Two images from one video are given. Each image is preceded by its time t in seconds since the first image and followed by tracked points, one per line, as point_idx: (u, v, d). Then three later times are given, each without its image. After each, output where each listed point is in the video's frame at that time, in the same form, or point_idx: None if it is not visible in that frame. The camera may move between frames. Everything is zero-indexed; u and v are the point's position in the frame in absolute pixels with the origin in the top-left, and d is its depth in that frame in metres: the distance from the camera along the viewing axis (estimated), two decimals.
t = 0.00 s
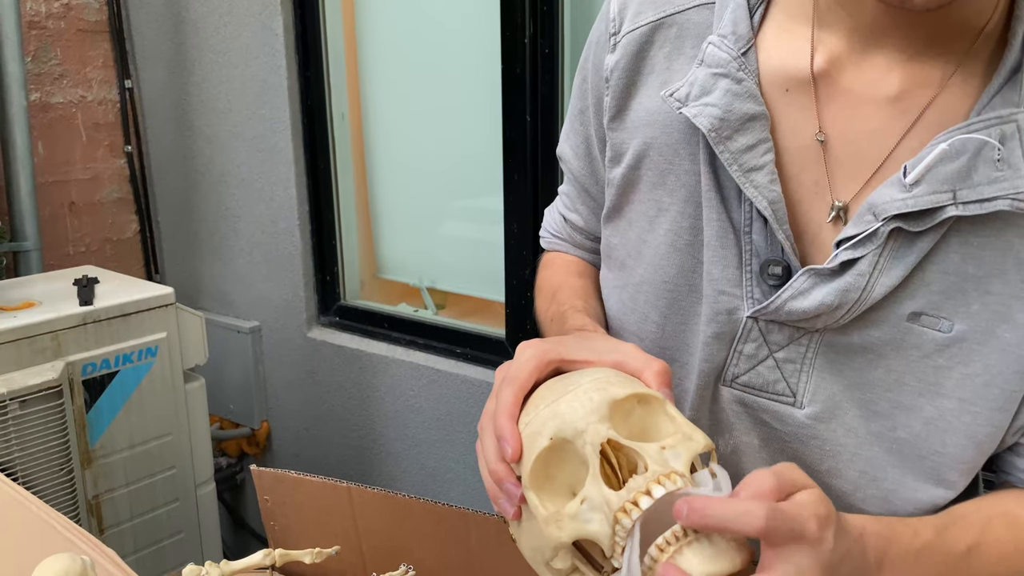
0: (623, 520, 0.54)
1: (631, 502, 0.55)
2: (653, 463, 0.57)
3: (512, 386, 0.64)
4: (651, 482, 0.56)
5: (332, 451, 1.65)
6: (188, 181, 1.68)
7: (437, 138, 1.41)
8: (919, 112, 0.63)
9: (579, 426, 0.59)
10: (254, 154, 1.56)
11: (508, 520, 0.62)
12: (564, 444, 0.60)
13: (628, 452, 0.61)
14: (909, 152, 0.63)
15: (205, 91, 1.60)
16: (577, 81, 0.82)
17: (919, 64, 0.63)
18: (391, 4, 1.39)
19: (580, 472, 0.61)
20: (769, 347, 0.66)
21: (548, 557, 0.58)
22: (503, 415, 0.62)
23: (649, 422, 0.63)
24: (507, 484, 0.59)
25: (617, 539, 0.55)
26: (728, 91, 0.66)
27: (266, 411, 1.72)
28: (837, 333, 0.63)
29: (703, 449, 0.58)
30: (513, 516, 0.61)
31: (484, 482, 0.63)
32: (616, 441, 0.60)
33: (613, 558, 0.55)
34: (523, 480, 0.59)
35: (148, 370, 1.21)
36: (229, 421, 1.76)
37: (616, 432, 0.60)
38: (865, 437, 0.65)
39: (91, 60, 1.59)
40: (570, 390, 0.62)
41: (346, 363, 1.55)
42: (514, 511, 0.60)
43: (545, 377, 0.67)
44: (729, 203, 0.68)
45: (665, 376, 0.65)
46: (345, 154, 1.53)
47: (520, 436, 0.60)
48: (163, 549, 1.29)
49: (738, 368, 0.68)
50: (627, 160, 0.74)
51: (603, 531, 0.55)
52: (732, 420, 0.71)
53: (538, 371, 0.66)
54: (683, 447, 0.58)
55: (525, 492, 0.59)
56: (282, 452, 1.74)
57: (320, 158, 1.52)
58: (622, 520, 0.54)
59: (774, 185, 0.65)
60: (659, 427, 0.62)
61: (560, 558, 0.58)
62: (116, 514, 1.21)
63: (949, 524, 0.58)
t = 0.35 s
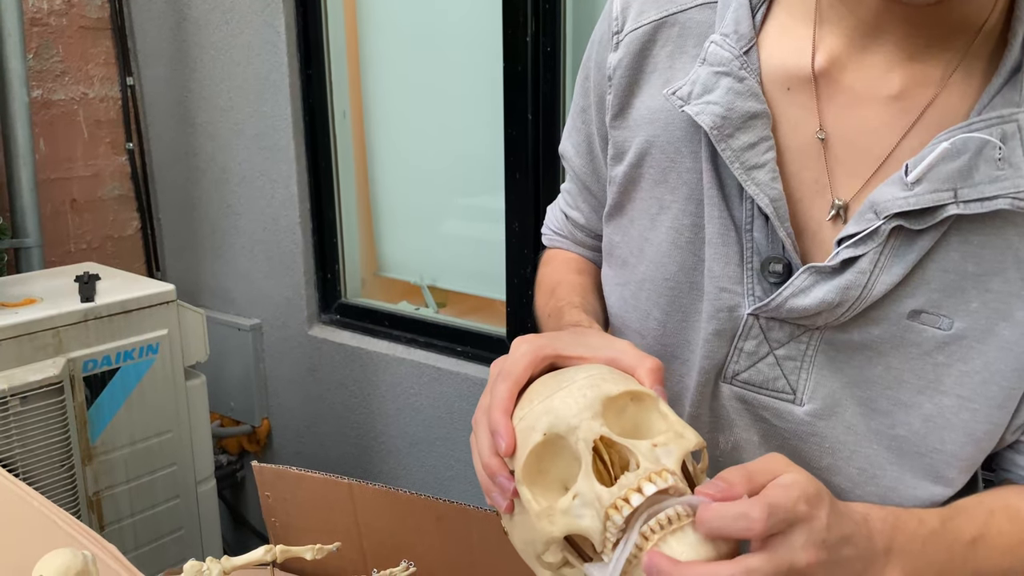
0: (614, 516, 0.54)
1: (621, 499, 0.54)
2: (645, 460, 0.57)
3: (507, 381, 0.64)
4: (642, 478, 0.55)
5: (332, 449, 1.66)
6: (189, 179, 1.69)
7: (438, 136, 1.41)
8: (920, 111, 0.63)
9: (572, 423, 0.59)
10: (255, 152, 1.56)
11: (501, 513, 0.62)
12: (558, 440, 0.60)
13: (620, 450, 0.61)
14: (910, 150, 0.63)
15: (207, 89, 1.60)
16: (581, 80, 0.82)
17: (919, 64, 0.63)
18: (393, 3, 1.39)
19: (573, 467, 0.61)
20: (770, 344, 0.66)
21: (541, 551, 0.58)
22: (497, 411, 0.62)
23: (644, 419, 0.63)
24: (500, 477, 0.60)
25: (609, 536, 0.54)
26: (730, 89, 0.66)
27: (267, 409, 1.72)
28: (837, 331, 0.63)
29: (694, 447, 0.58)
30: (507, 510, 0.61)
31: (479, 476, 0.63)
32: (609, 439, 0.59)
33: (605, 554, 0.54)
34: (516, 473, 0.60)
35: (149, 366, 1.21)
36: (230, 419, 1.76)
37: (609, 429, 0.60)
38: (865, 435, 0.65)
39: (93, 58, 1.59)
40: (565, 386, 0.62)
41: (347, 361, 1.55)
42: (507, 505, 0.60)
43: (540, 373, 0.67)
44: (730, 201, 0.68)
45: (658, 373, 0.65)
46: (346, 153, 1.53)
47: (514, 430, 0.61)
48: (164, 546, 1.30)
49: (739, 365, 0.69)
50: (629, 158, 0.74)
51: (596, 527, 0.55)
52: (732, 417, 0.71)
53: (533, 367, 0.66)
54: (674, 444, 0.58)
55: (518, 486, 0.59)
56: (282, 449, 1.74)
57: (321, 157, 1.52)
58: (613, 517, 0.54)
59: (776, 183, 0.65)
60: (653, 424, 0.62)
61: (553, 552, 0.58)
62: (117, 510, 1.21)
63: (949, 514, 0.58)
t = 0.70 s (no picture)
0: (621, 527, 0.54)
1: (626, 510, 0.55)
2: (651, 468, 0.58)
3: (512, 387, 0.64)
4: (649, 489, 0.56)
5: (331, 447, 1.66)
6: (190, 176, 1.68)
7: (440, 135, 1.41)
8: (925, 112, 0.63)
9: (578, 431, 0.59)
10: (256, 150, 1.55)
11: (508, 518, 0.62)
12: (564, 447, 0.61)
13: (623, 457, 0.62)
14: (915, 153, 0.63)
15: (208, 86, 1.60)
16: (586, 77, 0.82)
17: (926, 66, 0.63)
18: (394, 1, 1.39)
19: (577, 472, 0.62)
20: (772, 343, 0.66)
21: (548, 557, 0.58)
22: (503, 417, 0.62)
23: (647, 424, 0.63)
24: (509, 485, 0.60)
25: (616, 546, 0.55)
26: (736, 90, 0.66)
27: (266, 407, 1.72)
28: (839, 331, 0.63)
29: (698, 452, 0.59)
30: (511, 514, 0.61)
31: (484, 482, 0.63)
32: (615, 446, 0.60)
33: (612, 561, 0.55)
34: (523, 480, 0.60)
35: (149, 364, 1.21)
36: (229, 417, 1.76)
37: (614, 437, 0.60)
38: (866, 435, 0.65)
39: (93, 54, 1.59)
40: (569, 393, 0.62)
41: (347, 358, 1.56)
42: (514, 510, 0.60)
43: (543, 377, 0.67)
44: (735, 201, 0.68)
45: (661, 377, 0.65)
46: (347, 151, 1.53)
47: (520, 438, 0.60)
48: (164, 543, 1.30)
49: (741, 364, 0.69)
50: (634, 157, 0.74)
51: (603, 537, 0.55)
52: (735, 416, 0.71)
53: (538, 371, 0.66)
54: (679, 451, 0.59)
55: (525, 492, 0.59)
56: (282, 447, 1.74)
57: (322, 155, 1.52)
58: (621, 528, 0.54)
59: (781, 183, 0.65)
60: (657, 430, 0.62)
61: (560, 558, 0.58)
62: (116, 508, 1.21)
63: (948, 512, 0.58)
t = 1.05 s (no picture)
0: (634, 525, 0.54)
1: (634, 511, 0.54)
2: (661, 465, 0.57)
3: (517, 389, 0.64)
4: (659, 486, 0.55)
5: (328, 442, 1.66)
6: (186, 172, 1.68)
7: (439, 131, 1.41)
8: (928, 109, 0.63)
9: (585, 430, 0.60)
10: (252, 145, 1.55)
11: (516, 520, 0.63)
12: (572, 447, 0.61)
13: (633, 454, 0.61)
14: (918, 149, 0.63)
15: (205, 82, 1.59)
16: (586, 71, 0.82)
17: (930, 63, 0.63)
18: None
19: (586, 472, 0.62)
20: (773, 339, 0.67)
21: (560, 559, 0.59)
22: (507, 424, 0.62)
23: (653, 422, 0.63)
24: (519, 486, 0.60)
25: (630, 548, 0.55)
26: (740, 85, 0.67)
27: (263, 403, 1.72)
28: (840, 327, 0.64)
29: (706, 447, 0.59)
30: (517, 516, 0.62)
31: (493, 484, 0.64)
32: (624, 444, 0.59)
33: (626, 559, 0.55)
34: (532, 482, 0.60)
35: (146, 360, 1.20)
36: (225, 413, 1.76)
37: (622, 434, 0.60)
38: (865, 430, 0.65)
39: (89, 49, 1.58)
40: (574, 392, 0.62)
41: (343, 354, 1.55)
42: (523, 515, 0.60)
43: (545, 377, 0.67)
44: (738, 196, 0.68)
45: (665, 372, 0.66)
46: (343, 146, 1.53)
47: (528, 441, 0.61)
48: (161, 539, 1.30)
49: (742, 359, 0.69)
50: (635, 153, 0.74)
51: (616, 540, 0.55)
52: (736, 412, 0.71)
53: (540, 372, 0.66)
54: (688, 447, 0.59)
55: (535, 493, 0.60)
56: (278, 443, 1.74)
57: (319, 150, 1.52)
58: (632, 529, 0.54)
59: (784, 179, 0.65)
60: (663, 425, 0.62)
61: (572, 559, 0.58)
62: (112, 503, 1.21)
63: (947, 507, 0.58)
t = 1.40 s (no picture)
0: (633, 500, 0.55)
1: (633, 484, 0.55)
2: (659, 442, 0.58)
3: (513, 371, 0.64)
4: (658, 461, 0.56)
5: (320, 435, 1.66)
6: (176, 164, 1.67)
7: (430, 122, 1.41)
8: (920, 96, 0.64)
9: (582, 410, 0.60)
10: (242, 138, 1.55)
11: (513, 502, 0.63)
12: (569, 426, 0.61)
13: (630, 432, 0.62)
14: (910, 136, 0.64)
15: (195, 73, 1.58)
16: (580, 60, 0.83)
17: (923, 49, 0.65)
18: None
19: (582, 450, 0.63)
20: (767, 326, 0.68)
21: (558, 537, 0.59)
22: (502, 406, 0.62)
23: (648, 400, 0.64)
24: (517, 468, 0.60)
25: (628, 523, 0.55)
26: (734, 73, 0.67)
27: (254, 396, 1.72)
28: (833, 313, 0.65)
29: (702, 423, 0.60)
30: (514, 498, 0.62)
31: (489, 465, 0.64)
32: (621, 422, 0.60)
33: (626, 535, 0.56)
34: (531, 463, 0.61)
35: (137, 353, 1.20)
36: (217, 406, 1.75)
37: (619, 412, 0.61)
38: (858, 416, 0.66)
39: (77, 41, 1.57)
40: (571, 372, 0.63)
41: (334, 347, 1.56)
42: (520, 495, 0.61)
43: (540, 359, 0.68)
44: (731, 183, 0.69)
45: (660, 352, 0.66)
46: (333, 137, 1.53)
47: (525, 421, 0.61)
48: (153, 532, 1.30)
49: (736, 346, 0.70)
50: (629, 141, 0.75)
51: (615, 515, 0.56)
52: (730, 399, 0.72)
53: (536, 354, 0.66)
54: (684, 424, 0.59)
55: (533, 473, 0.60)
56: (269, 436, 1.74)
57: (309, 142, 1.51)
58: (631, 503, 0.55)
59: (777, 167, 0.66)
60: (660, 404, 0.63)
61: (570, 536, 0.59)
62: (104, 497, 1.21)
63: (937, 489, 0.59)
